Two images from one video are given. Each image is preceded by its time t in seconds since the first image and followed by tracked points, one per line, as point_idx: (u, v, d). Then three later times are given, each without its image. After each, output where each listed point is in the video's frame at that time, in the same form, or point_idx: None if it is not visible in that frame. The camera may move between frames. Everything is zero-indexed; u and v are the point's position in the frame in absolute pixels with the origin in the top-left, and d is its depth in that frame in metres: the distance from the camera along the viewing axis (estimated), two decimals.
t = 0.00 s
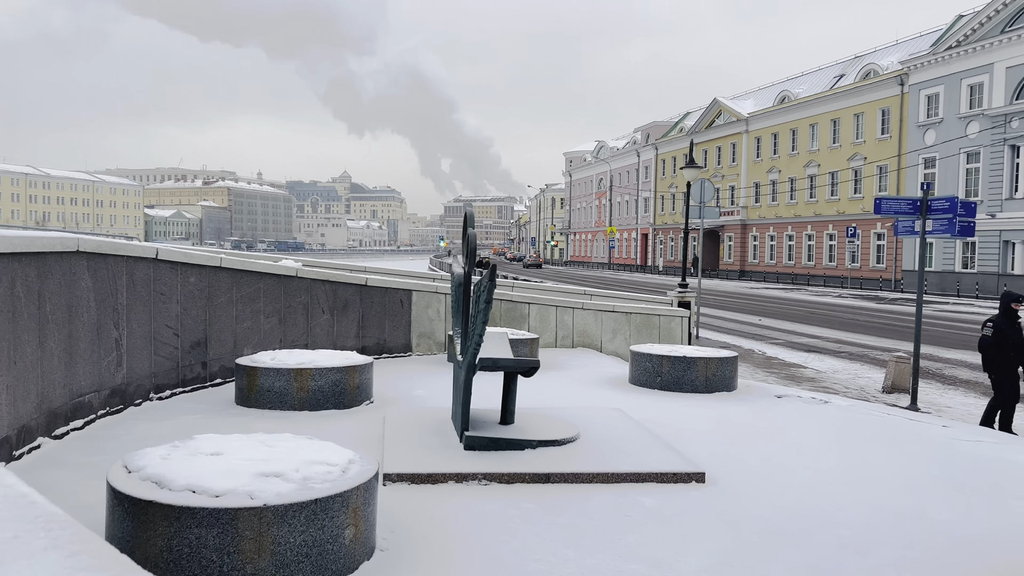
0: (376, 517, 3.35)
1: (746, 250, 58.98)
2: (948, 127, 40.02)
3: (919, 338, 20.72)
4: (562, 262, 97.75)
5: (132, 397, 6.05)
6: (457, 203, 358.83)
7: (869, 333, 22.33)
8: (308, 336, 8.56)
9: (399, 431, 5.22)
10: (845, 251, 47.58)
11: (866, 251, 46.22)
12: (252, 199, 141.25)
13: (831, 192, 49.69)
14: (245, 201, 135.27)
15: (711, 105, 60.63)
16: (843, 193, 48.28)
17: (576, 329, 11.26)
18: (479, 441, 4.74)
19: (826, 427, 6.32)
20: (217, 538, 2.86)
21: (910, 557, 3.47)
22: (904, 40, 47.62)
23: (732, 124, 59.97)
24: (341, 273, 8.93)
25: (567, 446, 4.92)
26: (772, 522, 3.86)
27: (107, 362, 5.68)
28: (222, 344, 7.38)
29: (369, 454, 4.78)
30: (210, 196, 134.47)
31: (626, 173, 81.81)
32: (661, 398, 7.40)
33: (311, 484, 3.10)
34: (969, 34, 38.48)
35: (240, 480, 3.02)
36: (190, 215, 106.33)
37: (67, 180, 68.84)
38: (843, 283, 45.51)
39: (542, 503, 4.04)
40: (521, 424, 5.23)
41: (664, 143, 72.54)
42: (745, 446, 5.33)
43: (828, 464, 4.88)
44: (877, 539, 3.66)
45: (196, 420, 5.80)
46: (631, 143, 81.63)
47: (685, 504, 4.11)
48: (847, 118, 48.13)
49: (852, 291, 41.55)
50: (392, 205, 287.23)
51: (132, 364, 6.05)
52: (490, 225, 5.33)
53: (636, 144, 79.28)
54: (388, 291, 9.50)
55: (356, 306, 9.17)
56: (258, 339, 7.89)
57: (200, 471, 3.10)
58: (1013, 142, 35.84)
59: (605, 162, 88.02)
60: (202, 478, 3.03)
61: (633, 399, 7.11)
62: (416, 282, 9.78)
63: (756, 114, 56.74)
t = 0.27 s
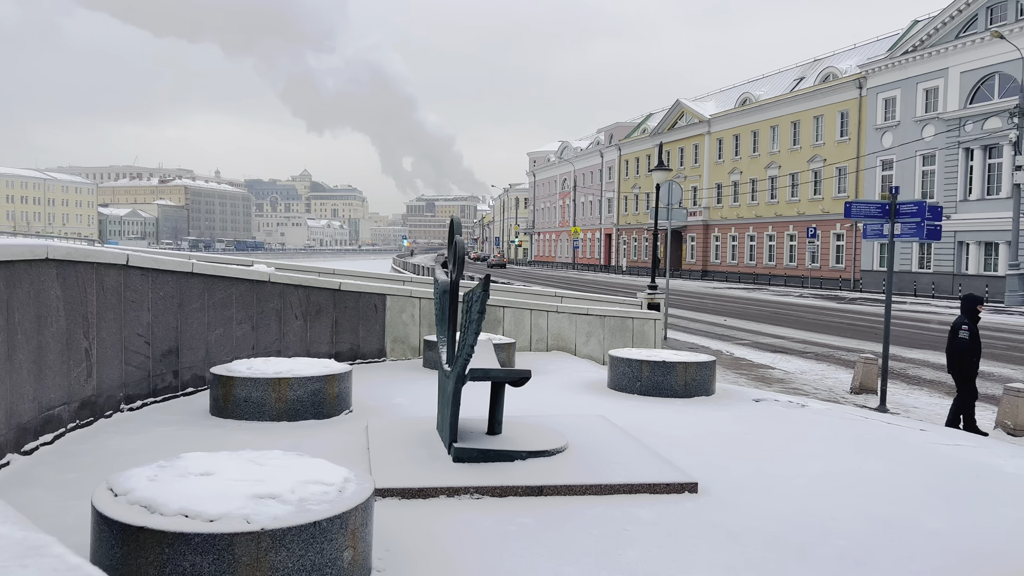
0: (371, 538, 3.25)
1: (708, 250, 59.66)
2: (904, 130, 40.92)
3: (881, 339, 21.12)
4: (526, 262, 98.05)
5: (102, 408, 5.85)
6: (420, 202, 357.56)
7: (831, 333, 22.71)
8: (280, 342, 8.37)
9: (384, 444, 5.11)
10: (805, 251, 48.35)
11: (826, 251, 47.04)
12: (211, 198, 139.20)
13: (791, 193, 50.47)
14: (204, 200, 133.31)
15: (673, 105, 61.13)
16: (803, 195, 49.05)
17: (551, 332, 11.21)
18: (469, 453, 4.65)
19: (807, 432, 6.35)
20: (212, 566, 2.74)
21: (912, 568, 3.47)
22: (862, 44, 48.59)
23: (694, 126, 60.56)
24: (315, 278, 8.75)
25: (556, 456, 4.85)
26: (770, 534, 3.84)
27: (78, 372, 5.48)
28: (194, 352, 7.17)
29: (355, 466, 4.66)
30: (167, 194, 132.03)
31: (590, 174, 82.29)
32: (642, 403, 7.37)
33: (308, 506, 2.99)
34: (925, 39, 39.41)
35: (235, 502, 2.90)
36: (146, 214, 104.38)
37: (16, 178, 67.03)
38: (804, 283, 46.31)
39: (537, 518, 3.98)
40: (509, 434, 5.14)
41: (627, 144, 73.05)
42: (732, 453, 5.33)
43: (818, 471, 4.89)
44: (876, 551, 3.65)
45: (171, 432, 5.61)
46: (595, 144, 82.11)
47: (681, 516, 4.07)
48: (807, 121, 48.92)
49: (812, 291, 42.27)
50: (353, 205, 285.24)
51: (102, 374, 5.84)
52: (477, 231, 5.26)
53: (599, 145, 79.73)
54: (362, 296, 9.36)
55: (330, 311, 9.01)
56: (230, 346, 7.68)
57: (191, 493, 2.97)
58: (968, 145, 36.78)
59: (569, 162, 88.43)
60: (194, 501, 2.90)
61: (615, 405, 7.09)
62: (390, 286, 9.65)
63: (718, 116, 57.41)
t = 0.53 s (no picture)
0: (370, 547, 3.16)
1: (671, 249, 60.20)
2: (862, 132, 41.74)
3: (843, 337, 21.50)
4: (490, 262, 98.05)
5: (73, 413, 5.65)
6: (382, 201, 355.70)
7: (795, 331, 23.06)
8: (254, 344, 8.20)
9: (370, 447, 5.02)
10: (766, 250, 49.05)
11: (786, 251, 47.81)
12: (168, 196, 136.71)
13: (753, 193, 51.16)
14: (161, 198, 130.81)
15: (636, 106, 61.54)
16: (764, 195, 49.75)
17: (525, 332, 11.17)
18: (459, 456, 4.59)
19: (788, 429, 6.40)
20: None
21: (910, 567, 3.48)
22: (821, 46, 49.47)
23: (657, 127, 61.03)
24: (288, 278, 8.59)
25: (546, 458, 4.79)
26: (768, 535, 3.83)
27: (48, 377, 5.29)
28: (166, 354, 6.98)
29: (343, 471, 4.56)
30: (123, 193, 129.32)
31: (554, 173, 82.58)
32: (622, 403, 7.36)
33: (308, 514, 2.89)
34: (883, 42, 40.26)
35: (233, 512, 2.80)
36: (101, 213, 102.09)
37: None
38: (765, 282, 46.96)
39: (534, 522, 3.93)
40: (497, 436, 5.08)
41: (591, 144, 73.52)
42: (719, 452, 5.33)
43: (806, 470, 4.91)
44: (873, 550, 3.66)
45: (147, 437, 5.45)
46: (559, 144, 82.44)
47: (677, 517, 4.05)
48: (768, 122, 49.64)
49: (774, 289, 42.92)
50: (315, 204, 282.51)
51: (73, 378, 5.65)
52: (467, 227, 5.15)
53: (563, 145, 80.06)
54: (336, 297, 9.22)
55: (303, 311, 8.85)
56: (203, 348, 7.50)
57: (186, 504, 2.85)
58: (924, 147, 37.64)
59: (533, 162, 88.65)
60: (190, 512, 2.78)
61: (596, 404, 7.07)
62: (364, 287, 9.53)
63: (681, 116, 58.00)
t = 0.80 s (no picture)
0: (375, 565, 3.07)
1: (635, 249, 60.61)
2: (823, 134, 42.45)
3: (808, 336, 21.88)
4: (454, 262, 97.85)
5: (45, 424, 5.45)
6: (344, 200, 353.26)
7: (761, 331, 23.36)
8: (228, 349, 7.99)
9: (359, 456, 4.92)
10: (729, 250, 49.64)
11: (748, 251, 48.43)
12: (124, 195, 133.96)
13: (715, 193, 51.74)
14: (116, 197, 128.13)
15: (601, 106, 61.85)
16: (727, 195, 50.35)
17: (501, 335, 11.10)
18: (452, 466, 4.51)
19: (772, 431, 6.45)
20: None
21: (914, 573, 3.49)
22: (782, 49, 50.27)
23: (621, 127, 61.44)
24: (262, 282, 8.41)
25: (538, 468, 4.72)
26: (769, 543, 3.82)
27: (19, 387, 5.09)
28: (139, 361, 6.78)
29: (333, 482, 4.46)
30: (77, 191, 126.41)
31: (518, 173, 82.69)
32: (606, 406, 7.33)
33: (315, 533, 2.79)
34: (842, 46, 41.02)
35: (237, 533, 2.69)
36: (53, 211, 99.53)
37: None
38: (728, 281, 47.52)
39: (534, 533, 3.87)
40: (487, 444, 5.01)
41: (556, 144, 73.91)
42: (710, 457, 5.33)
43: (797, 475, 4.93)
44: (874, 557, 3.67)
45: (124, 448, 5.27)
46: (523, 143, 82.57)
47: (678, 527, 4.02)
48: (730, 123, 50.23)
49: (737, 289, 43.47)
50: (275, 203, 279.23)
51: (44, 389, 5.45)
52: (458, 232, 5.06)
53: (527, 145, 80.20)
54: (311, 300, 9.06)
55: (277, 315, 8.67)
56: (177, 354, 7.29)
57: (187, 525, 2.74)
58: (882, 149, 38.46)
59: (498, 161, 88.72)
60: (193, 533, 2.67)
61: (580, 409, 7.04)
62: (339, 289, 9.38)
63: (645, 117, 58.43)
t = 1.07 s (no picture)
0: None
1: (600, 249, 60.90)
2: (784, 135, 43.09)
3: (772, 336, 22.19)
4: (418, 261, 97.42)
5: (14, 435, 5.27)
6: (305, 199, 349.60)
7: (727, 330, 23.63)
8: (199, 355, 7.81)
9: (344, 465, 4.83)
10: (692, 250, 50.15)
11: (711, 251, 48.97)
12: (78, 193, 130.87)
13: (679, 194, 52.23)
14: (70, 195, 125.12)
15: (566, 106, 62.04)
16: (690, 196, 50.84)
17: (475, 337, 11.03)
18: (441, 475, 4.45)
19: (752, 434, 6.51)
20: None
21: None
22: (743, 52, 50.95)
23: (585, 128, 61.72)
24: (233, 285, 8.23)
25: (527, 475, 4.69)
26: (764, 549, 3.83)
27: None
28: (109, 368, 6.58)
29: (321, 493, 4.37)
30: (28, 189, 123.18)
31: (483, 173, 82.63)
32: (586, 409, 7.32)
33: (318, 551, 2.72)
34: (803, 49, 41.70)
35: (238, 553, 2.61)
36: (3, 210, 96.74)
37: None
38: (692, 280, 48.00)
39: (530, 544, 3.83)
40: (474, 452, 4.96)
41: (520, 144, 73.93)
42: (695, 461, 5.35)
43: (783, 478, 4.97)
44: (867, 562, 3.70)
45: (98, 459, 5.11)
46: (487, 143, 82.54)
47: (672, 534, 4.02)
48: (693, 124, 50.75)
49: (700, 288, 43.93)
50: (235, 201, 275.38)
51: (13, 397, 5.27)
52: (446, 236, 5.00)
53: (492, 144, 80.20)
54: (283, 304, 8.89)
55: (249, 319, 8.50)
56: (147, 360, 7.10)
57: (186, 545, 2.64)
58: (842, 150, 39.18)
59: (462, 161, 88.57)
60: (192, 555, 2.58)
61: (560, 412, 7.02)
62: (311, 293, 9.23)
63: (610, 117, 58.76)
